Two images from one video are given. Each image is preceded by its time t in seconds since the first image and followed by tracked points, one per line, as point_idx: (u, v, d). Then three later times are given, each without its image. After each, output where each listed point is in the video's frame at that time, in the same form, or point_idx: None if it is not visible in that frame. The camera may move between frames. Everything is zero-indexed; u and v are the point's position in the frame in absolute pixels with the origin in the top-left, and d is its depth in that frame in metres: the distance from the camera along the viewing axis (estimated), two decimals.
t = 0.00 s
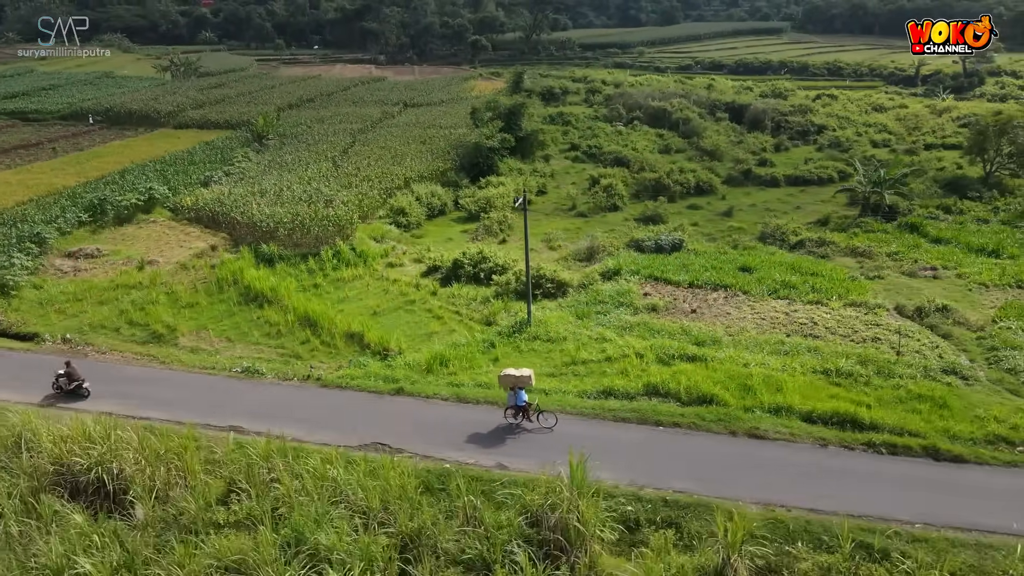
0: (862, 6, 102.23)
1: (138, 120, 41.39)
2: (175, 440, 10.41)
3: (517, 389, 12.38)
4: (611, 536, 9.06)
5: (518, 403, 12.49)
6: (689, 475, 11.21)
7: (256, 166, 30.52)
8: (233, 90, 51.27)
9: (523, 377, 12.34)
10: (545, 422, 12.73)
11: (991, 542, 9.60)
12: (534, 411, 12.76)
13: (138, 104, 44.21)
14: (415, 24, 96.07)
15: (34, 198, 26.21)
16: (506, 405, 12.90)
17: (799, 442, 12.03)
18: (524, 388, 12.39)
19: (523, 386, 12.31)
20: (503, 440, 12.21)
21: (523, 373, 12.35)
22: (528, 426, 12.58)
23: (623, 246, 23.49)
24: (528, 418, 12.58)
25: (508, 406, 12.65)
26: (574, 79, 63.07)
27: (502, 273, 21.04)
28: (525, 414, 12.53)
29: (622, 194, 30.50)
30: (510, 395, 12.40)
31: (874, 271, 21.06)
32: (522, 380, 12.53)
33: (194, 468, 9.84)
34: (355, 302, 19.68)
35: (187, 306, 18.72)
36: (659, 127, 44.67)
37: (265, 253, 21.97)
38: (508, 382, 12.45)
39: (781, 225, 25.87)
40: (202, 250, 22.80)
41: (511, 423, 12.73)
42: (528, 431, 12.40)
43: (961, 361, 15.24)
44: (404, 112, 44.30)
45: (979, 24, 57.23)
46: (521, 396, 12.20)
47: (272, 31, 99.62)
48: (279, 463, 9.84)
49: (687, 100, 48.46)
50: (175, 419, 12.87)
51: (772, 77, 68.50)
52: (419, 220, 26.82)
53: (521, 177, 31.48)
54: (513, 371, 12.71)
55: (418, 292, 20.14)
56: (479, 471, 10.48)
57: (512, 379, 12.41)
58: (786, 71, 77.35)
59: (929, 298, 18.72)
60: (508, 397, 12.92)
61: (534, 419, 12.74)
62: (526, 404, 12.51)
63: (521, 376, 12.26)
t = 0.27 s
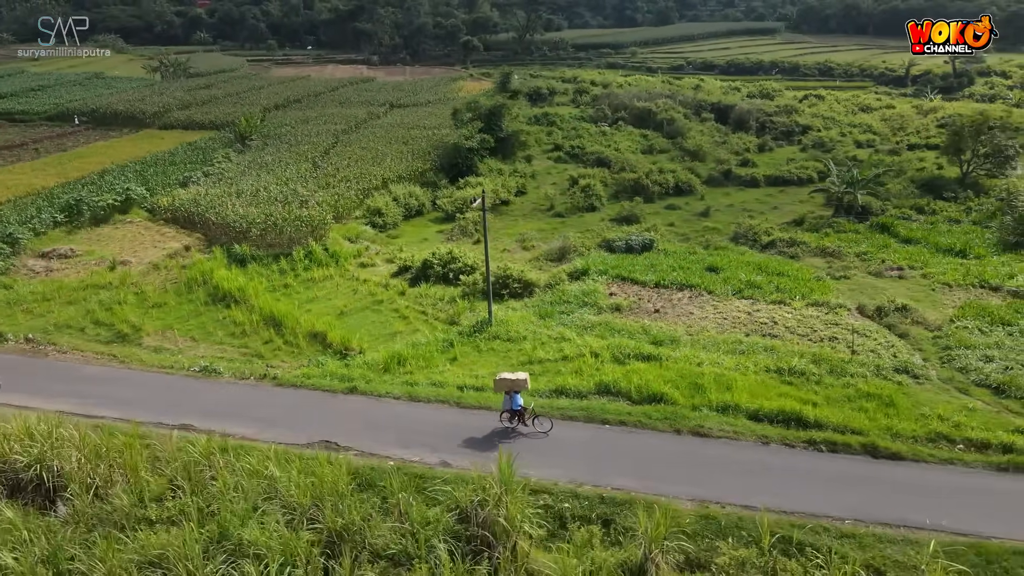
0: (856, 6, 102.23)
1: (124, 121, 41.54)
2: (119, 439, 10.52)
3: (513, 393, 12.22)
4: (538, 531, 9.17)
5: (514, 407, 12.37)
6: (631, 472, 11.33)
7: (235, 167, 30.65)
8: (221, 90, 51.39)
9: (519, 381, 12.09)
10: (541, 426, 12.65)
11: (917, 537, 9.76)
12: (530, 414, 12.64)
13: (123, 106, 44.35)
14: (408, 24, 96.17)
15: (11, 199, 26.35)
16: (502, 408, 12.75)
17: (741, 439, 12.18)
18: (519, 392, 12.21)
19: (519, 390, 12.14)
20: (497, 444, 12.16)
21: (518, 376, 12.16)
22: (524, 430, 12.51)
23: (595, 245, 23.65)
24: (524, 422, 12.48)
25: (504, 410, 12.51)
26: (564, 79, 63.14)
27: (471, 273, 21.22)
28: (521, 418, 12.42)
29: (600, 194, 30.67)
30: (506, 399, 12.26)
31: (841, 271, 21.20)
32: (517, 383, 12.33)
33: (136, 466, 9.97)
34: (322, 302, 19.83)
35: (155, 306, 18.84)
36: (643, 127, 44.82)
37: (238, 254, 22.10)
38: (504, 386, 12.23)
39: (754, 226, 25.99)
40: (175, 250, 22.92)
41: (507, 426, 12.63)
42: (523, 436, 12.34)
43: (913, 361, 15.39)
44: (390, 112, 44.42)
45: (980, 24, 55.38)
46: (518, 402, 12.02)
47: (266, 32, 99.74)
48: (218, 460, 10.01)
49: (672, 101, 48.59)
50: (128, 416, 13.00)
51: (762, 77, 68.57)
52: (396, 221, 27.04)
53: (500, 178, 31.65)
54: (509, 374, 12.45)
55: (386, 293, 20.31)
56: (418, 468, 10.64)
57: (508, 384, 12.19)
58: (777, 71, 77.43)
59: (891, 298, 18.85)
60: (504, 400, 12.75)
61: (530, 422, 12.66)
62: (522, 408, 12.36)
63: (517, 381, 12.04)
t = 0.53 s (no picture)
0: (849, 6, 102.32)
1: (110, 121, 41.73)
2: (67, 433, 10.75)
3: (507, 395, 12.19)
4: (465, 520, 9.33)
5: (508, 409, 12.33)
6: (573, 467, 11.53)
7: (215, 167, 30.87)
8: (209, 91, 51.57)
9: (513, 383, 12.11)
10: (535, 428, 12.65)
11: (841, 527, 9.98)
12: (524, 416, 12.64)
13: (110, 106, 44.55)
14: (401, 25, 96.30)
15: None
16: (497, 410, 12.74)
17: (684, 434, 12.40)
18: (514, 393, 12.20)
19: (513, 391, 12.13)
20: (492, 446, 12.16)
21: (513, 378, 12.14)
22: (518, 432, 12.49)
23: (566, 245, 23.87)
24: (518, 424, 12.47)
25: (499, 412, 12.49)
26: (553, 80, 63.28)
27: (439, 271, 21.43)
28: (515, 420, 12.41)
29: (577, 194, 30.86)
30: (500, 400, 12.23)
31: (807, 270, 21.39)
32: (512, 385, 12.30)
33: (80, 459, 10.22)
34: (291, 301, 20.04)
35: (124, 304, 19.05)
36: (628, 127, 45.01)
37: (210, 253, 22.31)
38: (499, 388, 12.25)
39: (727, 225, 26.17)
40: (149, 249, 23.13)
41: (502, 428, 12.62)
42: (517, 437, 12.34)
43: (865, 358, 15.61)
44: (375, 113, 44.59)
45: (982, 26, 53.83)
46: (512, 403, 12.02)
47: (260, 32, 99.93)
48: (159, 454, 10.25)
49: (658, 101, 48.77)
50: (84, 413, 13.22)
51: (751, 77, 68.73)
52: (372, 220, 27.13)
53: (478, 178, 31.87)
54: (504, 376, 12.47)
55: (354, 292, 20.52)
56: (360, 462, 10.86)
57: (502, 385, 12.20)
58: (768, 71, 77.59)
59: (851, 296, 19.06)
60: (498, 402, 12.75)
61: (524, 424, 12.65)
62: (516, 410, 12.35)
63: (512, 382, 12.04)
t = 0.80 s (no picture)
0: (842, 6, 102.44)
1: (96, 121, 42.01)
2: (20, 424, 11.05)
3: (502, 395, 12.33)
4: (399, 508, 9.56)
5: (503, 408, 12.44)
6: (516, 459, 11.83)
7: (196, 167, 31.16)
8: (197, 91, 51.83)
9: (507, 382, 12.26)
10: (529, 427, 12.76)
11: (766, 515, 10.30)
12: (518, 415, 12.75)
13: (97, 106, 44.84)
14: (395, 25, 96.51)
15: None
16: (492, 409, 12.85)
17: (628, 427, 12.69)
18: (509, 393, 12.33)
19: (508, 391, 12.26)
20: (486, 445, 12.28)
21: (508, 377, 12.29)
22: (513, 431, 12.59)
23: (537, 243, 24.16)
24: (513, 423, 12.57)
25: (493, 411, 12.59)
26: (542, 80, 63.49)
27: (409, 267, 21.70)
28: (510, 419, 12.52)
29: (555, 193, 31.14)
30: (494, 399, 12.36)
31: (772, 267, 21.66)
32: (506, 384, 12.46)
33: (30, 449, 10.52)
34: (261, 298, 20.34)
35: (96, 302, 19.34)
36: (612, 127, 45.31)
37: (185, 251, 22.61)
38: (493, 387, 12.39)
39: (699, 224, 26.43)
40: (125, 247, 23.42)
41: (497, 427, 12.72)
42: (512, 436, 12.44)
43: (816, 354, 15.91)
44: (361, 112, 44.87)
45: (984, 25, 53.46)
46: (506, 401, 12.15)
47: (254, 32, 100.20)
48: (106, 445, 10.53)
49: (643, 101, 49.04)
50: (45, 405, 13.54)
51: (740, 78, 68.94)
52: (350, 219, 27.34)
53: (457, 178, 32.17)
54: (498, 375, 12.62)
55: (324, 290, 20.79)
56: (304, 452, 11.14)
57: (497, 384, 12.34)
58: (759, 71, 77.77)
59: (812, 293, 19.33)
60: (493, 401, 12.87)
61: (519, 424, 12.75)
62: (511, 409, 12.48)
63: (506, 381, 12.17)
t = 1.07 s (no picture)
0: (835, 6, 102.72)
1: (84, 121, 42.34)
2: None
3: (497, 391, 12.53)
4: (338, 491, 9.92)
5: (498, 404, 12.63)
6: (463, 448, 12.22)
7: (179, 165, 31.52)
8: (187, 91, 52.16)
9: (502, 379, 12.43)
10: (524, 423, 12.95)
11: (696, 501, 10.70)
12: (514, 412, 12.95)
13: (86, 106, 45.17)
14: (388, 26, 96.82)
15: None
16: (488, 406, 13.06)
17: (574, 417, 13.07)
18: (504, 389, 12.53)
19: (503, 387, 12.47)
20: (482, 440, 12.47)
21: (503, 375, 12.50)
22: (508, 427, 12.77)
23: (509, 240, 24.52)
24: (508, 419, 12.77)
25: (489, 407, 12.78)
26: (531, 80, 63.80)
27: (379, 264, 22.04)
28: (505, 416, 12.73)
29: (533, 192, 31.47)
30: (490, 396, 12.56)
31: (737, 265, 22.02)
32: (501, 381, 12.67)
33: None
34: (234, 294, 20.71)
35: (70, 297, 19.71)
36: (597, 126, 45.65)
37: (162, 248, 22.97)
38: (489, 383, 12.62)
39: (671, 222, 26.76)
40: (103, 244, 23.78)
41: (493, 424, 12.91)
42: (507, 432, 12.63)
43: (769, 348, 16.28)
44: (348, 112, 45.23)
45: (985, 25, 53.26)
46: (502, 397, 12.36)
47: (248, 32, 100.50)
48: (59, 433, 10.88)
49: (628, 101, 49.39)
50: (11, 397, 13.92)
51: (729, 78, 69.26)
52: (328, 218, 27.63)
53: (437, 177, 32.52)
54: (494, 373, 12.87)
55: (296, 286, 21.14)
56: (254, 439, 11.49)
57: (493, 381, 12.57)
58: (749, 71, 78.11)
59: (772, 289, 19.69)
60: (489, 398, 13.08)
61: (514, 420, 12.93)
62: (506, 405, 12.67)
63: (502, 377, 12.40)
